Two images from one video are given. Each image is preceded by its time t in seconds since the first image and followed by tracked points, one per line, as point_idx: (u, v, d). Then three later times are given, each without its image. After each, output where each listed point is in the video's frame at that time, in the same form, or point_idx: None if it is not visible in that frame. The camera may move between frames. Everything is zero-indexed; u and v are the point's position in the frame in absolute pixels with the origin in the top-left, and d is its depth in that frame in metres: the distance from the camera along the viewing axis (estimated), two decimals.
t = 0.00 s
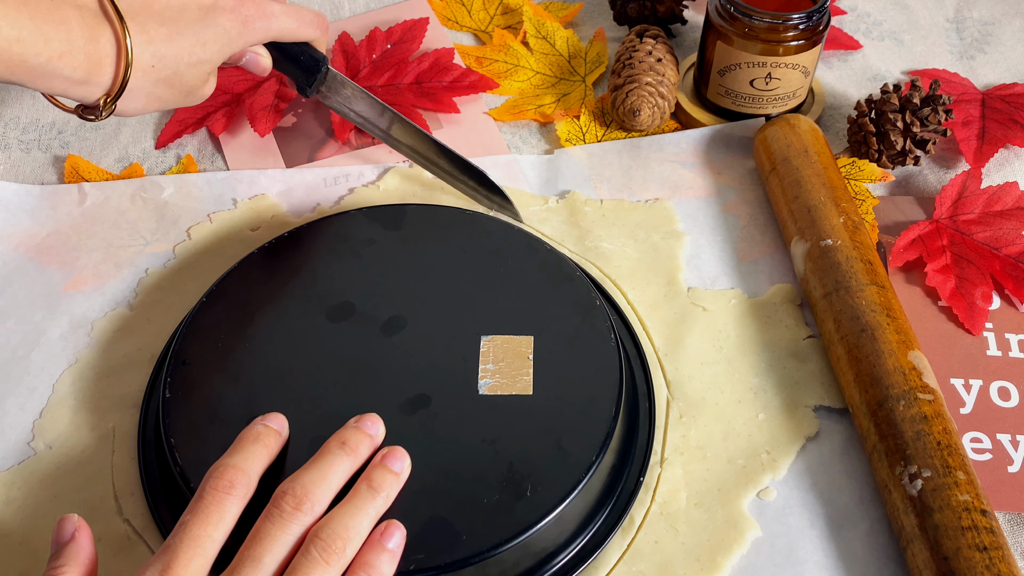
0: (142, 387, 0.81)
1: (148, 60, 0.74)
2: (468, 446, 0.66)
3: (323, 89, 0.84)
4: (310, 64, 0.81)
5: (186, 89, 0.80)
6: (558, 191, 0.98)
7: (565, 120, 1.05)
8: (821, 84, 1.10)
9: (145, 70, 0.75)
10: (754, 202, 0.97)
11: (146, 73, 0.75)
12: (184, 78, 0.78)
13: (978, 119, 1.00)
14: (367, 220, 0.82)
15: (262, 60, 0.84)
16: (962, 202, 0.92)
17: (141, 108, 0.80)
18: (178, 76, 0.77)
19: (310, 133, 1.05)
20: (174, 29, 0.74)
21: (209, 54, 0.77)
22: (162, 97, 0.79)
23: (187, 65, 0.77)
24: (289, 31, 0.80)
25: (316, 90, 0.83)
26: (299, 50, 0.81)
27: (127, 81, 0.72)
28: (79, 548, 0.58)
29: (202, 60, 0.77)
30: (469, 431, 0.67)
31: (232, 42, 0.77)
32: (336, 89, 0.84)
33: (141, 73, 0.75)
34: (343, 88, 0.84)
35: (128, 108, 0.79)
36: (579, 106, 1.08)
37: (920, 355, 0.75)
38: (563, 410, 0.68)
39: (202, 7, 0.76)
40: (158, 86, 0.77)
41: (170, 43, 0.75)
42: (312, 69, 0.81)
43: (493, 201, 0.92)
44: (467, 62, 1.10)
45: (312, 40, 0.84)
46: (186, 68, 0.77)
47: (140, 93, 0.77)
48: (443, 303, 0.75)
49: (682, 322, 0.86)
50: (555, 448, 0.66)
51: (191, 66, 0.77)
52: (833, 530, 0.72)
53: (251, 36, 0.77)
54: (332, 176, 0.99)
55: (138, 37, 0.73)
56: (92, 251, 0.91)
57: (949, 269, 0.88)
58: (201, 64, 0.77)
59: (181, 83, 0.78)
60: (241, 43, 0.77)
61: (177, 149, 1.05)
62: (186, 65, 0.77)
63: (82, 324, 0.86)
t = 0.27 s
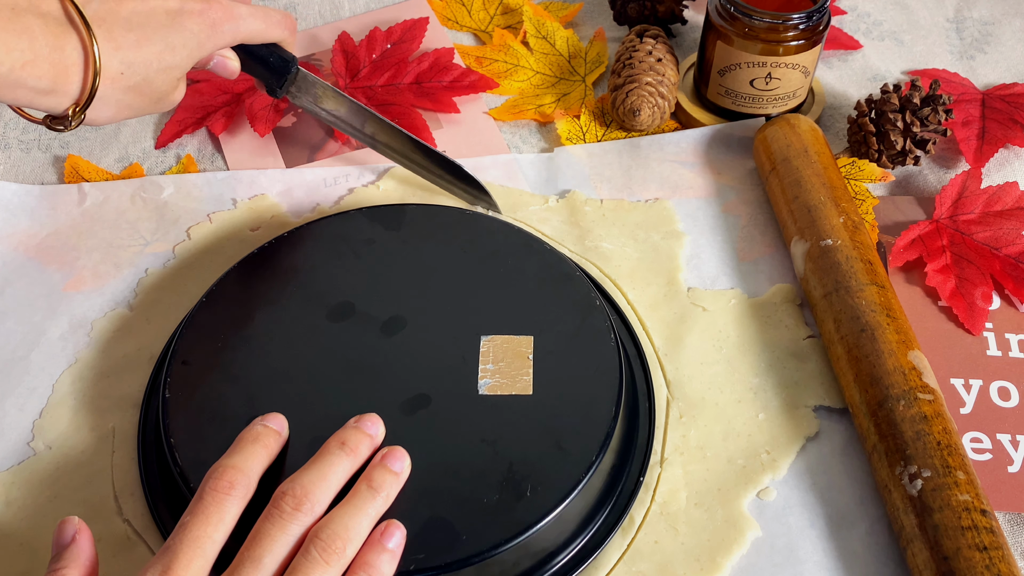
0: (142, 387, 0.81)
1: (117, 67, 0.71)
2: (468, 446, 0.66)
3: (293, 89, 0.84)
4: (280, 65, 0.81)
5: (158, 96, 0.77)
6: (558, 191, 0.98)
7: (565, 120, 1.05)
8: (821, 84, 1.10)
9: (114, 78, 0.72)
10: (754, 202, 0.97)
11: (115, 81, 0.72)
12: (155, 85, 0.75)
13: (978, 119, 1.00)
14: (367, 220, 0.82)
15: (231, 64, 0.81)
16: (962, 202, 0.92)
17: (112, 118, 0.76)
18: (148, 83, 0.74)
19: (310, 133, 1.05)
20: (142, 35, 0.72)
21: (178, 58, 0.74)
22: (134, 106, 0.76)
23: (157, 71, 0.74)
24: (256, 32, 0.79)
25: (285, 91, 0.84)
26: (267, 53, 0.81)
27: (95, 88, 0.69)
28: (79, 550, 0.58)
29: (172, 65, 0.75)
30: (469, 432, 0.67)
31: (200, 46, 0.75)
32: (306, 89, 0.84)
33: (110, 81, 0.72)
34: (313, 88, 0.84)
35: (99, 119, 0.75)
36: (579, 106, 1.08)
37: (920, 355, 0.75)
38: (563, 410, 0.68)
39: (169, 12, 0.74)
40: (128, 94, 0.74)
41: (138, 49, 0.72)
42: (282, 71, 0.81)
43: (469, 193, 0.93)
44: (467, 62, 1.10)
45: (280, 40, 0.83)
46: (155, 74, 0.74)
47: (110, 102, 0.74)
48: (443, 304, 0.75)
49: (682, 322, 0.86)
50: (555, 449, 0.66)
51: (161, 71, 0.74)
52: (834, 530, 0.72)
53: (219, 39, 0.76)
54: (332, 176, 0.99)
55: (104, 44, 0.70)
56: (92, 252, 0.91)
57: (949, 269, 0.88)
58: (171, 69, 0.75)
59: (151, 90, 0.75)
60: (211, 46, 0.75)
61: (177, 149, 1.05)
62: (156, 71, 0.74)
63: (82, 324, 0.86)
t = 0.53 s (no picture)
0: (142, 387, 0.81)
1: (69, 77, 0.74)
2: (467, 446, 0.66)
3: (246, 92, 0.86)
4: (232, 68, 0.83)
5: (109, 104, 0.80)
6: (558, 190, 0.98)
7: (565, 120, 1.05)
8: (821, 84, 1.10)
9: (65, 87, 0.75)
10: (754, 202, 0.97)
11: (66, 90, 0.75)
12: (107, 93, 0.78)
13: (978, 119, 1.00)
14: (367, 220, 0.82)
15: (183, 68, 0.83)
16: (962, 202, 0.92)
17: (63, 127, 0.79)
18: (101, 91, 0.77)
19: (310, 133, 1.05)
20: (93, 44, 0.75)
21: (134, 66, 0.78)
22: (87, 114, 0.79)
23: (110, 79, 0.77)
24: (207, 36, 0.82)
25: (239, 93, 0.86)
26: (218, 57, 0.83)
27: (48, 97, 0.72)
28: (79, 552, 0.58)
29: (125, 72, 0.78)
30: (469, 432, 0.67)
31: (153, 53, 0.78)
32: (259, 91, 0.87)
33: (60, 90, 0.75)
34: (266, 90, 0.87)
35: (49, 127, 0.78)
36: (579, 106, 1.08)
37: (920, 355, 0.75)
38: (563, 410, 0.68)
39: (119, 19, 0.77)
40: (80, 102, 0.77)
41: (88, 58, 0.75)
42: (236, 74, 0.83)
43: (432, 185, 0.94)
44: (467, 62, 1.10)
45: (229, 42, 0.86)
46: (108, 83, 0.77)
47: (61, 110, 0.76)
48: (443, 304, 0.75)
49: (682, 321, 0.86)
50: (555, 449, 0.66)
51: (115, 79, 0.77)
52: (834, 530, 0.72)
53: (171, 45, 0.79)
54: (332, 176, 0.99)
55: (55, 53, 0.73)
56: (91, 252, 0.91)
57: (949, 269, 0.88)
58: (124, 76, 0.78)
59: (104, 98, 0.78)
60: (162, 52, 0.79)
61: (177, 149, 1.05)
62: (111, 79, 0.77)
63: (82, 324, 0.86)
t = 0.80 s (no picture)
0: (142, 387, 0.81)
1: (24, 89, 0.71)
2: (468, 446, 0.66)
3: (203, 95, 0.87)
4: (187, 72, 0.84)
5: (67, 115, 0.77)
6: (558, 191, 0.98)
7: (565, 120, 1.05)
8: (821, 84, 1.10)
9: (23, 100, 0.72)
10: (753, 202, 0.97)
11: (24, 103, 0.72)
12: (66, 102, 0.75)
13: (978, 119, 1.00)
14: (367, 220, 0.82)
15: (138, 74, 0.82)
16: (962, 202, 0.92)
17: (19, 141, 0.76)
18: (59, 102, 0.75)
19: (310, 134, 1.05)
20: (48, 53, 0.73)
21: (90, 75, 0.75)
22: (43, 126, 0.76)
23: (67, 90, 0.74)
24: (162, 41, 0.81)
25: (196, 97, 0.87)
26: (172, 61, 0.83)
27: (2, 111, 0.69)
28: (78, 552, 0.58)
29: (83, 83, 0.75)
30: (469, 432, 0.67)
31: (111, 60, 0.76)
32: (216, 93, 0.88)
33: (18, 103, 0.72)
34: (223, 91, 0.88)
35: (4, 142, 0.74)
36: (579, 106, 1.08)
37: (920, 355, 0.75)
38: (563, 410, 0.68)
39: (73, 27, 0.74)
40: (38, 115, 0.74)
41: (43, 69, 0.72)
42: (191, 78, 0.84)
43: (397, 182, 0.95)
44: (467, 62, 1.10)
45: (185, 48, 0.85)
46: (65, 93, 0.75)
47: (17, 125, 0.73)
48: (443, 304, 0.75)
49: (682, 322, 0.86)
50: (554, 449, 0.66)
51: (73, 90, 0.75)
52: (834, 530, 0.72)
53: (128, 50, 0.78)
54: (332, 176, 0.99)
55: (10, 65, 0.70)
56: (91, 252, 0.91)
57: (949, 269, 0.88)
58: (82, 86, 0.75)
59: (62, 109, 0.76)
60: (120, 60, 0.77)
61: (177, 149, 1.05)
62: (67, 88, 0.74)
63: (82, 324, 0.86)
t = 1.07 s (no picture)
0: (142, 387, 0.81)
1: None
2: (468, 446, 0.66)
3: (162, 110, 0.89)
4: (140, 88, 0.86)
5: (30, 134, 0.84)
6: (558, 191, 0.98)
7: (565, 120, 1.05)
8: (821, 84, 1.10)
9: None
10: (753, 202, 0.97)
11: None
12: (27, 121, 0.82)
13: (978, 119, 1.00)
14: (367, 221, 0.82)
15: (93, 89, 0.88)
16: (962, 202, 0.92)
17: None
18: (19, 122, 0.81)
19: (310, 134, 1.05)
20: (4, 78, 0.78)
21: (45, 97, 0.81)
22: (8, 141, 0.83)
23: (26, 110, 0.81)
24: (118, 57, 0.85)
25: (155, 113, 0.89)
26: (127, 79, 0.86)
27: None
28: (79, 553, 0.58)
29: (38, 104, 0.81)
30: (470, 432, 0.67)
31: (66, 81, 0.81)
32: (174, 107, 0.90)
33: None
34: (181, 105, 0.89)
35: None
36: (579, 106, 1.08)
37: (920, 355, 0.75)
38: (563, 411, 0.68)
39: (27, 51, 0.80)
40: None
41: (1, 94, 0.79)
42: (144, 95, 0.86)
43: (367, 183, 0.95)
44: (467, 62, 1.10)
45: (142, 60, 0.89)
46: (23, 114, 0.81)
47: None
48: (443, 304, 0.75)
49: (682, 322, 0.86)
50: (555, 449, 0.66)
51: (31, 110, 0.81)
52: (834, 530, 0.72)
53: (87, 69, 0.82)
54: (332, 177, 0.99)
55: None
56: (91, 252, 0.91)
57: (949, 269, 0.88)
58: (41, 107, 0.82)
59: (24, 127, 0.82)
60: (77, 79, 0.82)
61: (177, 149, 1.05)
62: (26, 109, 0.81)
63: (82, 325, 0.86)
